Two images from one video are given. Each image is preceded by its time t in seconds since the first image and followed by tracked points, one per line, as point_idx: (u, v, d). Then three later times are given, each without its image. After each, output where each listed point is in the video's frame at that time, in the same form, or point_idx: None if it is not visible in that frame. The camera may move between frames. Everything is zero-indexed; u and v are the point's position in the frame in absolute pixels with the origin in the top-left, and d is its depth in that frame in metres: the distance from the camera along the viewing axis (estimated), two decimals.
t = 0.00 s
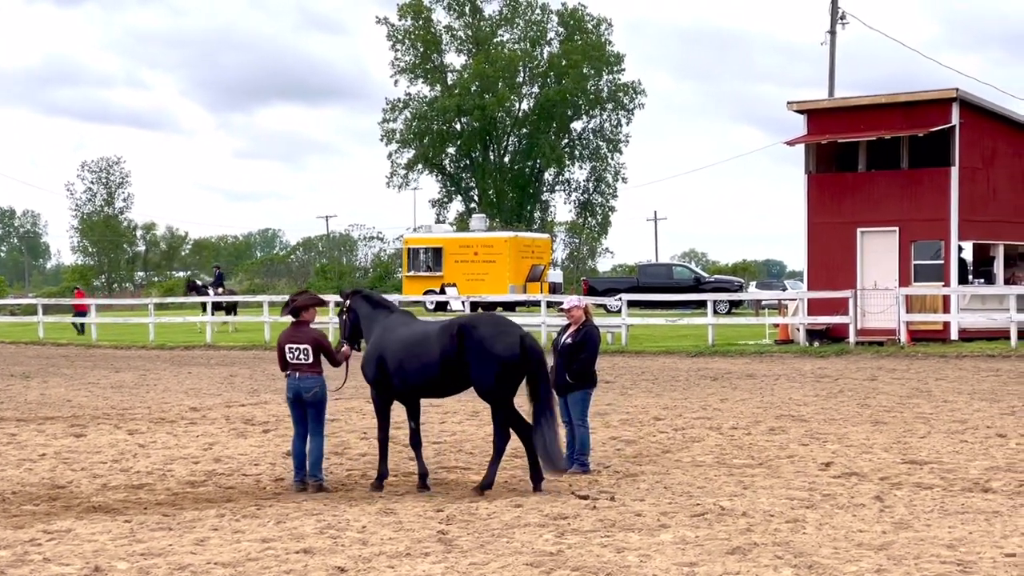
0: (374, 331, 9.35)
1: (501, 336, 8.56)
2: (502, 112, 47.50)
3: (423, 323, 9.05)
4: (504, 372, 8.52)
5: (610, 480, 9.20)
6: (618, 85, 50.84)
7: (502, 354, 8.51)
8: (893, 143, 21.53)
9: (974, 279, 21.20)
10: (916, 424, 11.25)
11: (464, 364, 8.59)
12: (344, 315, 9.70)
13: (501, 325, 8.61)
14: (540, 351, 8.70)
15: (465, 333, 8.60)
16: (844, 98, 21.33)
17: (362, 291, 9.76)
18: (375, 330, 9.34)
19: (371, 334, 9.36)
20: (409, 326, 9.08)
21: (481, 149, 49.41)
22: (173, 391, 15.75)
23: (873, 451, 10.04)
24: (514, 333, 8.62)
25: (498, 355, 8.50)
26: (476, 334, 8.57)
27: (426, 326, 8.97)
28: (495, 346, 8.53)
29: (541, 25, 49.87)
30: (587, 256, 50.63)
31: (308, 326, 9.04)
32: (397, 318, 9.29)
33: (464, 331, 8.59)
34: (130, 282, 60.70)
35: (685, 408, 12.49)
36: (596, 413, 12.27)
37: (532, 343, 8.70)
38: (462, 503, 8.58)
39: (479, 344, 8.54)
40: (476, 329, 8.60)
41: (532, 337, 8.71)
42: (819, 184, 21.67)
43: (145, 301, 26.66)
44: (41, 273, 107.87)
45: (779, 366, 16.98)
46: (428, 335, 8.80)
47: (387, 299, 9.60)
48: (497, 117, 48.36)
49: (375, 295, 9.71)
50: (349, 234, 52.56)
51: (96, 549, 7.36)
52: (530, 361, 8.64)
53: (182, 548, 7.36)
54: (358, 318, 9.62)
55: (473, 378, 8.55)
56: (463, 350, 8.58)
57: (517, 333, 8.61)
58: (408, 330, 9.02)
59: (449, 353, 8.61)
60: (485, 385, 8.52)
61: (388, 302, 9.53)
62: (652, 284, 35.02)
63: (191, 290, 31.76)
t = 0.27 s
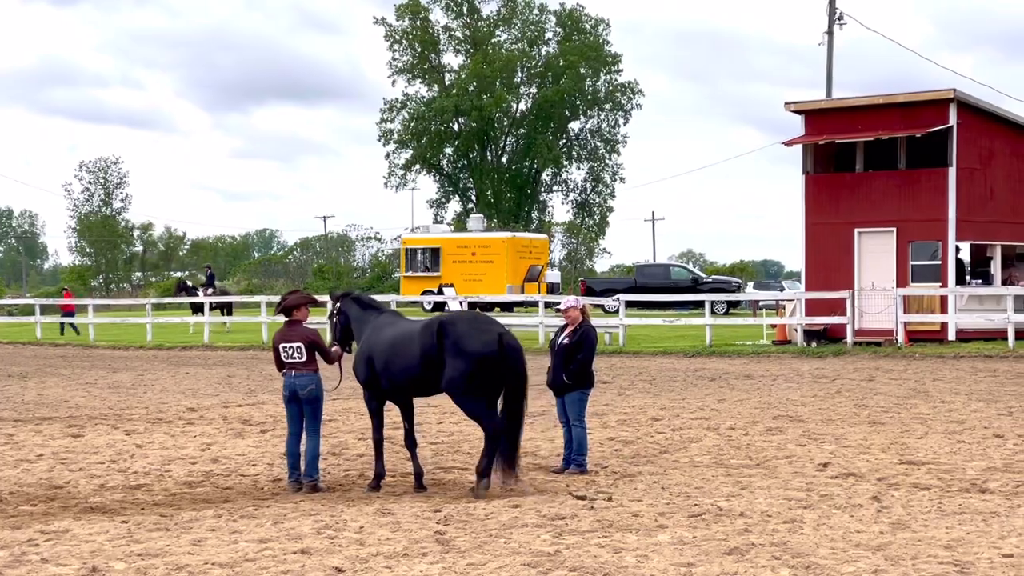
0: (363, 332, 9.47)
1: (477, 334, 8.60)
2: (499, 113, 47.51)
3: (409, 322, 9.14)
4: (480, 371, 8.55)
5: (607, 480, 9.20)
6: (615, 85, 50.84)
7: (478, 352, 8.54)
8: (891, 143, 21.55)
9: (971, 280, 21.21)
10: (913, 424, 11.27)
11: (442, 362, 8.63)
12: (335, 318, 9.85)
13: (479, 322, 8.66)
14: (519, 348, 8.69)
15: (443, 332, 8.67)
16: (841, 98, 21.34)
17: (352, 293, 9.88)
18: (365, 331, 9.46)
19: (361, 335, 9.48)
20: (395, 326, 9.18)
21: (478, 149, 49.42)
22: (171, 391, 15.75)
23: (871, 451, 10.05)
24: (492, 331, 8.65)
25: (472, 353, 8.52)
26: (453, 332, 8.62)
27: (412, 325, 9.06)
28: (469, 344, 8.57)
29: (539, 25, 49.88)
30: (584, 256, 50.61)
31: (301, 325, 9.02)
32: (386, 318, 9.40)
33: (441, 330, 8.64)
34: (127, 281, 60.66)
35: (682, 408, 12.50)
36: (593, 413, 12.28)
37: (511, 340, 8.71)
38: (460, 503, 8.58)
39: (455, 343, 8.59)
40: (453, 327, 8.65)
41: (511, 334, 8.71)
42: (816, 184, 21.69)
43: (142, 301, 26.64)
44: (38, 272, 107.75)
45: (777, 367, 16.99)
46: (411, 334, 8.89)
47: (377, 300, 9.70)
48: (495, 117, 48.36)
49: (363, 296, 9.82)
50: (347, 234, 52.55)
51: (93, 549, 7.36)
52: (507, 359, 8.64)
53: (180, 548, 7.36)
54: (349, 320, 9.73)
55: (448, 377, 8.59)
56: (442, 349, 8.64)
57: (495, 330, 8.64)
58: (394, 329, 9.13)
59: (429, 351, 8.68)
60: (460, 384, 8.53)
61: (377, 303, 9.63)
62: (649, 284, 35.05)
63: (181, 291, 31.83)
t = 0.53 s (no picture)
0: (359, 333, 9.47)
1: (462, 331, 8.59)
2: (498, 113, 47.51)
3: (403, 322, 9.13)
4: (466, 369, 8.54)
5: (606, 480, 9.19)
6: (614, 85, 50.83)
7: (464, 350, 8.52)
8: (890, 143, 21.55)
9: (971, 280, 21.20)
10: (912, 424, 11.27)
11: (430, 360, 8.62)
12: (329, 320, 9.81)
13: (465, 321, 8.65)
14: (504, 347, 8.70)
15: (431, 329, 8.67)
16: (839, 98, 21.34)
17: (348, 294, 9.87)
18: (361, 331, 9.46)
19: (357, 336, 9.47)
20: (389, 326, 9.18)
21: (477, 149, 49.42)
22: (170, 391, 15.75)
23: (870, 451, 10.06)
24: (478, 329, 8.64)
25: (457, 350, 8.50)
26: (440, 330, 8.62)
27: (405, 325, 9.06)
28: (453, 342, 8.55)
29: (537, 25, 49.87)
30: (583, 256, 50.59)
31: (300, 325, 9.03)
32: (381, 318, 9.40)
33: (428, 328, 8.65)
34: (126, 281, 60.64)
35: (681, 408, 12.50)
36: (592, 413, 12.28)
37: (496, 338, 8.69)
38: (459, 503, 8.58)
39: (441, 340, 8.57)
40: (439, 325, 8.65)
41: (497, 333, 8.69)
42: (816, 183, 21.67)
43: (141, 301, 26.60)
44: (37, 272, 107.65)
45: (776, 367, 16.98)
46: (402, 334, 8.90)
47: (372, 301, 9.70)
48: (494, 117, 48.36)
49: (358, 297, 9.81)
50: (345, 234, 52.53)
51: (92, 549, 7.36)
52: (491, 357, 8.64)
53: (179, 548, 7.36)
54: (344, 322, 9.70)
55: (434, 375, 8.57)
56: (430, 347, 8.63)
57: (480, 328, 8.62)
58: (388, 329, 9.13)
59: (419, 349, 8.68)
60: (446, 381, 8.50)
61: (372, 303, 9.62)
62: (648, 284, 35.06)
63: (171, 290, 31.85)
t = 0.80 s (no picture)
0: (359, 332, 9.48)
1: (451, 331, 8.59)
2: (498, 113, 47.51)
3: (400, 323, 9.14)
4: (455, 369, 8.53)
5: (606, 480, 9.19)
6: (614, 85, 50.83)
7: (453, 349, 8.52)
8: (890, 143, 21.55)
9: (971, 280, 21.19)
10: (912, 425, 11.27)
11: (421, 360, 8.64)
12: (329, 320, 9.81)
13: (455, 320, 8.65)
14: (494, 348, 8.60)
15: (422, 329, 8.69)
16: (839, 98, 21.34)
17: (348, 294, 9.86)
18: (361, 331, 9.46)
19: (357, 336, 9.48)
20: (387, 326, 9.20)
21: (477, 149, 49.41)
22: (170, 392, 15.75)
23: (870, 452, 10.05)
24: (469, 329, 8.63)
25: (445, 350, 8.50)
26: (431, 330, 8.62)
27: (401, 325, 9.08)
28: (442, 342, 8.55)
29: (537, 25, 49.87)
30: (583, 256, 50.59)
31: (303, 325, 9.01)
32: (380, 318, 9.41)
33: (418, 328, 8.67)
34: (126, 282, 60.64)
35: (681, 408, 12.50)
36: (592, 413, 12.28)
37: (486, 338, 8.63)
38: (458, 503, 8.58)
39: (431, 340, 8.59)
40: (429, 324, 8.66)
41: (487, 332, 8.64)
42: (815, 183, 21.67)
43: (141, 301, 26.58)
44: (37, 271, 107.61)
45: (776, 367, 16.98)
46: (397, 334, 8.92)
47: (372, 300, 9.70)
48: (493, 117, 48.35)
49: (359, 297, 9.81)
50: (345, 234, 52.52)
51: (93, 549, 7.35)
52: (479, 358, 8.57)
53: (179, 548, 7.36)
54: (345, 321, 9.69)
55: (425, 375, 8.58)
56: (422, 346, 8.65)
57: (469, 327, 8.61)
58: (385, 329, 9.15)
59: (412, 349, 8.70)
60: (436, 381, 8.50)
61: (371, 303, 9.61)
62: (648, 284, 35.06)
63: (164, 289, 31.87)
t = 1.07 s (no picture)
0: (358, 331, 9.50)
1: (445, 330, 8.65)
2: (499, 112, 47.51)
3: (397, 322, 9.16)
4: (449, 367, 8.59)
5: (606, 480, 9.18)
6: (614, 85, 50.84)
7: (446, 349, 8.58)
8: (890, 143, 21.54)
9: (971, 279, 21.19)
10: (912, 424, 11.26)
11: (415, 359, 8.69)
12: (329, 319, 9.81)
13: (448, 320, 8.71)
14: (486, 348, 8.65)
15: (416, 328, 8.75)
16: (839, 98, 21.33)
17: (348, 293, 9.85)
18: (360, 330, 9.48)
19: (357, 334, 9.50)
20: (385, 325, 9.23)
21: (477, 149, 49.41)
22: (170, 391, 15.75)
23: (870, 451, 10.04)
24: (461, 329, 8.68)
25: (438, 350, 8.56)
26: (425, 330, 8.68)
27: (398, 324, 9.12)
28: (436, 341, 8.62)
29: (538, 24, 49.88)
30: (583, 256, 50.59)
31: (309, 327, 9.06)
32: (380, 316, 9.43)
33: (413, 327, 8.72)
34: (126, 281, 60.62)
35: (682, 408, 12.49)
36: (592, 413, 12.27)
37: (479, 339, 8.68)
38: (458, 502, 8.58)
39: (424, 339, 8.65)
40: (424, 324, 8.72)
41: (480, 333, 8.70)
42: (816, 183, 21.66)
43: (141, 301, 26.53)
44: (37, 270, 107.52)
45: (776, 366, 16.98)
46: (394, 333, 8.97)
47: (372, 300, 9.70)
48: (494, 117, 48.36)
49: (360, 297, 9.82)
50: (345, 233, 52.49)
51: (93, 548, 7.35)
52: (473, 358, 8.62)
53: (179, 548, 7.35)
54: (344, 320, 9.67)
55: (420, 374, 8.64)
56: (416, 345, 8.71)
57: (463, 328, 8.67)
58: (383, 328, 9.18)
59: (406, 349, 8.76)
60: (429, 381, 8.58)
61: (372, 302, 9.61)
62: (648, 284, 35.05)
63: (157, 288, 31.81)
